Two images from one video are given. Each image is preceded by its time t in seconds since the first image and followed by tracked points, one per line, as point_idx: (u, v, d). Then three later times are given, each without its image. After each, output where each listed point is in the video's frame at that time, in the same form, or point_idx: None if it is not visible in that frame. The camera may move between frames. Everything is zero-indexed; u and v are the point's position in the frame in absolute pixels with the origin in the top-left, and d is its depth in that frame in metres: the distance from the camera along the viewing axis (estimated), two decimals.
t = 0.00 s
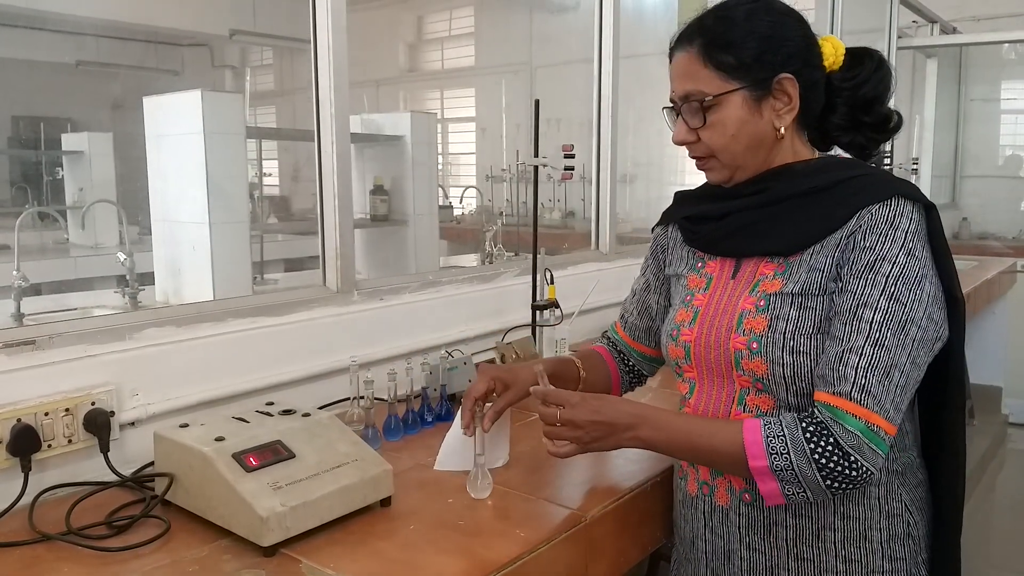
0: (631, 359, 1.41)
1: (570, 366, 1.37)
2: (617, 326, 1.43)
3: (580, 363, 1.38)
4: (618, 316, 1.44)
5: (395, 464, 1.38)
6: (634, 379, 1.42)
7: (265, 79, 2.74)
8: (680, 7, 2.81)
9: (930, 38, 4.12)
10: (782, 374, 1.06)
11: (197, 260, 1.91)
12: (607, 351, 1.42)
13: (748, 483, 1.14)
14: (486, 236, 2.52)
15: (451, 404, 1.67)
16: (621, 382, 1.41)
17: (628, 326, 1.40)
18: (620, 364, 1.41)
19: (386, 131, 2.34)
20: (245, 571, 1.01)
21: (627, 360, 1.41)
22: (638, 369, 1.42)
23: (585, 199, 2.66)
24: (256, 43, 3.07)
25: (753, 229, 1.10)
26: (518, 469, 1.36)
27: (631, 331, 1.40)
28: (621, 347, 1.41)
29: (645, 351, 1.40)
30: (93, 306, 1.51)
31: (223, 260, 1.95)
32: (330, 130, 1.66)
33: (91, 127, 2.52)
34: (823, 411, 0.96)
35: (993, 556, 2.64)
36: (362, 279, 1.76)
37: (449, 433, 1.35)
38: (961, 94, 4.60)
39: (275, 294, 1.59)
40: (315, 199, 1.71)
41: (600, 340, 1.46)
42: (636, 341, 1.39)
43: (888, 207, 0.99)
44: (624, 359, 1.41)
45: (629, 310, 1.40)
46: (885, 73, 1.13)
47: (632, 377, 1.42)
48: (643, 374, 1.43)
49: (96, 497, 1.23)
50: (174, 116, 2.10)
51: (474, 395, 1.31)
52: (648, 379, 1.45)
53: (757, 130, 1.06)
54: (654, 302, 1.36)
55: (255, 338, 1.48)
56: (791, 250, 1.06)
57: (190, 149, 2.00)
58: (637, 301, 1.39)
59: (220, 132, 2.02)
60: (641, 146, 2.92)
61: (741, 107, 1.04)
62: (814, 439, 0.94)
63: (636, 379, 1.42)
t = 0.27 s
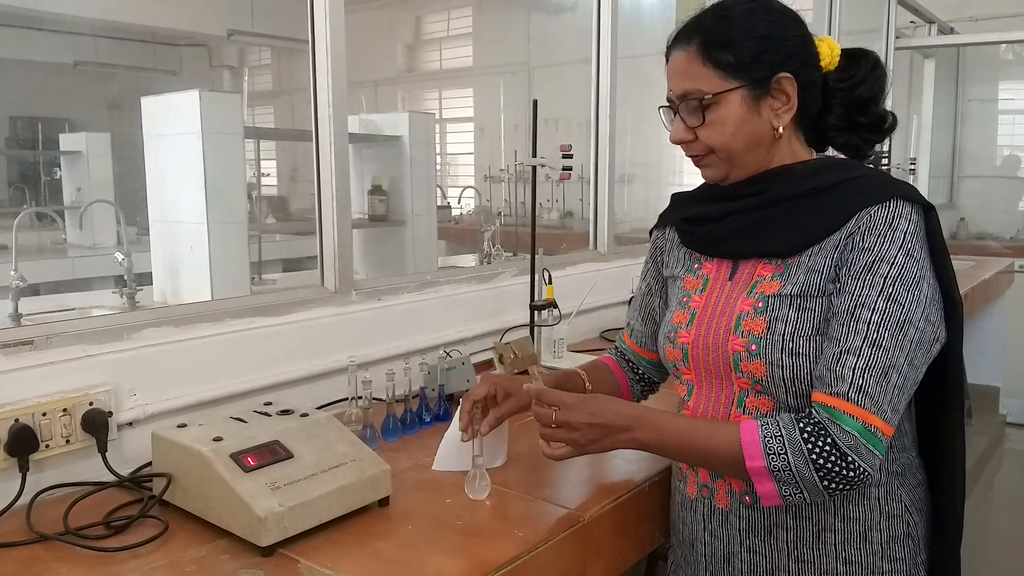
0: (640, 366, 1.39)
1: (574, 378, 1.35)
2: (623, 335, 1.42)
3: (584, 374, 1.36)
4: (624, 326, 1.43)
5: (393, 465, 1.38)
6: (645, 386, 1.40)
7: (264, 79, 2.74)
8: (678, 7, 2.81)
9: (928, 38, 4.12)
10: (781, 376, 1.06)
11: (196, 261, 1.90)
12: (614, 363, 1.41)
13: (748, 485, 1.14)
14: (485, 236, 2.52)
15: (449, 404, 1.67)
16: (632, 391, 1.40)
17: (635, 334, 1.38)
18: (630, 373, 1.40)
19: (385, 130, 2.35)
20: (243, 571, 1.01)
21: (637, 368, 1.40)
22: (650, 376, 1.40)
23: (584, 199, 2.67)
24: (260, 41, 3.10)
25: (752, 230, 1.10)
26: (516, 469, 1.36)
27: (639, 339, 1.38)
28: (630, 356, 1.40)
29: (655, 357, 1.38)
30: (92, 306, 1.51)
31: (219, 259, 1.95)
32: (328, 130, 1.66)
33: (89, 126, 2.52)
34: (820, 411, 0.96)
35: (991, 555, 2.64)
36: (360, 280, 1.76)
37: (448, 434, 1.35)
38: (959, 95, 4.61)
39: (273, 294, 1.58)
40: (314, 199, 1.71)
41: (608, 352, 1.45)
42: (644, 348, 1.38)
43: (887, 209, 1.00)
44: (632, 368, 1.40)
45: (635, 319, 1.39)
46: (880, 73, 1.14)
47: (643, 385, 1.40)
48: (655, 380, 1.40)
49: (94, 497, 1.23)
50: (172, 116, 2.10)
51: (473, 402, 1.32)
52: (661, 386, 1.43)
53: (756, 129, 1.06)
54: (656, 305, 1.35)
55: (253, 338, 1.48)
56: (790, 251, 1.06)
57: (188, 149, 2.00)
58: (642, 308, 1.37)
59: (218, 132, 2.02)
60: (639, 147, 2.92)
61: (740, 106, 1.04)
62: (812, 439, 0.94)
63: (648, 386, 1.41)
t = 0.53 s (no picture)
0: (650, 377, 1.37)
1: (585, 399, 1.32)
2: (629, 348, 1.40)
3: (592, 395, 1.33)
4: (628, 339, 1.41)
5: (392, 465, 1.37)
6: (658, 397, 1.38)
7: (262, 79, 2.73)
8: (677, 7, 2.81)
9: (927, 38, 4.12)
10: (783, 375, 1.05)
11: (195, 261, 1.89)
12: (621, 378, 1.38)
13: (750, 485, 1.13)
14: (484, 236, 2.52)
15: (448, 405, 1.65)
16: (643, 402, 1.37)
17: (642, 346, 1.36)
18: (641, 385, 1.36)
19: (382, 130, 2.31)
20: (241, 572, 1.01)
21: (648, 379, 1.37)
22: (661, 386, 1.37)
23: (583, 199, 2.68)
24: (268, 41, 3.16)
25: (751, 231, 1.10)
26: (514, 471, 1.35)
27: (647, 350, 1.36)
28: (639, 368, 1.37)
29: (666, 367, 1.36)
30: (89, 307, 1.50)
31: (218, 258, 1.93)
32: (326, 130, 1.65)
33: (87, 126, 2.51)
34: (823, 408, 0.95)
35: (991, 555, 2.64)
36: (358, 280, 1.75)
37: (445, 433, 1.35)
38: (958, 94, 4.61)
39: (270, 295, 1.58)
40: (311, 199, 1.70)
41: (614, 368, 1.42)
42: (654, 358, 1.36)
43: (888, 207, 1.00)
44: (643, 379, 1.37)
45: (640, 330, 1.37)
46: (876, 77, 1.13)
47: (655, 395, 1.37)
48: (667, 389, 1.38)
49: (91, 498, 1.23)
50: (169, 116, 2.09)
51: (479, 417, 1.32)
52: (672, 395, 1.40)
53: (756, 130, 1.06)
54: (659, 309, 1.33)
55: (251, 339, 1.48)
56: (790, 250, 1.05)
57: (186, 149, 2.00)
58: (648, 320, 1.35)
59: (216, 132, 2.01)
60: (638, 147, 2.92)
61: (740, 107, 1.04)
62: (815, 435, 0.94)
63: (661, 396, 1.38)
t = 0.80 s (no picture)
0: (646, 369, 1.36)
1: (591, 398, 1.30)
2: (627, 338, 1.39)
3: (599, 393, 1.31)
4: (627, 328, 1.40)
5: (391, 462, 1.38)
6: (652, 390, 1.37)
7: (263, 77, 2.75)
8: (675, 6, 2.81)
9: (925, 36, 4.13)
10: (797, 373, 1.05)
11: (195, 259, 1.90)
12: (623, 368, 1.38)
13: (759, 486, 1.13)
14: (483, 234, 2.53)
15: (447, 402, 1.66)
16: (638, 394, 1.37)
17: (641, 337, 1.36)
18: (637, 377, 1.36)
19: (383, 128, 2.37)
20: (240, 570, 1.01)
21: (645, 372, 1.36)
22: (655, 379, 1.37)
23: (582, 196, 2.64)
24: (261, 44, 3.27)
25: (766, 227, 1.10)
26: (513, 467, 1.36)
27: (646, 342, 1.35)
28: (636, 359, 1.36)
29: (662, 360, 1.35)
30: (89, 305, 1.51)
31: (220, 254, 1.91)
32: (325, 129, 1.66)
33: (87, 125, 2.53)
34: (833, 402, 0.95)
35: (988, 552, 2.65)
36: (357, 278, 1.74)
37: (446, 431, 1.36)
38: (956, 92, 4.61)
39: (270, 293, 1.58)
40: (311, 197, 1.71)
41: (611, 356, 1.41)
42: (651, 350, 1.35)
43: (907, 207, 1.00)
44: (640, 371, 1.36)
45: (640, 321, 1.36)
46: (891, 79, 1.14)
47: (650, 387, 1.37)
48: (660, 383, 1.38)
49: (91, 496, 1.24)
50: (167, 114, 2.09)
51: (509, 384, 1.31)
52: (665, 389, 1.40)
53: (779, 125, 1.06)
54: (663, 305, 1.33)
55: (250, 337, 1.48)
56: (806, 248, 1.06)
57: (186, 147, 2.00)
58: (648, 310, 1.34)
59: (215, 130, 2.01)
60: (637, 145, 2.93)
61: (766, 101, 1.03)
62: (825, 427, 0.94)
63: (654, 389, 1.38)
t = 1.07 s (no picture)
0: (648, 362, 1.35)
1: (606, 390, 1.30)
2: (631, 329, 1.37)
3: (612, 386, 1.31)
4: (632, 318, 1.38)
5: (392, 458, 1.39)
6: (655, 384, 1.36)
7: (264, 75, 2.77)
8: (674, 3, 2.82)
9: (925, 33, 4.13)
10: (819, 372, 1.06)
11: (195, 256, 1.91)
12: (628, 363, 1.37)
13: (773, 486, 1.15)
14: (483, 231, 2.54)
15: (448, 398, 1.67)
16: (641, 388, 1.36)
17: (646, 329, 1.34)
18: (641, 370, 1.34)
19: (384, 126, 2.38)
20: (243, 564, 1.03)
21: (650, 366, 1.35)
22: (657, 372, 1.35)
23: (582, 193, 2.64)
24: (261, 42, 3.29)
25: (787, 224, 1.11)
26: (513, 461, 1.38)
27: (651, 333, 1.34)
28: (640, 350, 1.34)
29: (666, 353, 1.34)
30: (92, 302, 1.52)
31: (221, 251, 1.92)
32: (326, 127, 1.66)
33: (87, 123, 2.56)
34: (855, 397, 0.95)
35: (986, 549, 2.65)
36: (360, 275, 1.75)
37: (447, 427, 1.38)
38: (955, 89, 4.61)
39: (273, 290, 1.59)
40: (313, 194, 1.72)
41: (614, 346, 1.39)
42: (656, 342, 1.33)
43: (939, 208, 1.01)
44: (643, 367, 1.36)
45: (646, 312, 1.34)
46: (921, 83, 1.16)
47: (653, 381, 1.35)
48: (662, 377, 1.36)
49: (93, 492, 1.25)
50: (167, 112, 2.10)
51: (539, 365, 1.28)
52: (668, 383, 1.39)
53: (815, 118, 1.06)
54: (675, 298, 1.31)
55: (253, 333, 1.49)
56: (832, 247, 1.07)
57: (187, 145, 2.02)
58: (656, 301, 1.33)
59: (216, 128, 2.02)
60: (636, 143, 2.94)
61: (804, 92, 1.04)
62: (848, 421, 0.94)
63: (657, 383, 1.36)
